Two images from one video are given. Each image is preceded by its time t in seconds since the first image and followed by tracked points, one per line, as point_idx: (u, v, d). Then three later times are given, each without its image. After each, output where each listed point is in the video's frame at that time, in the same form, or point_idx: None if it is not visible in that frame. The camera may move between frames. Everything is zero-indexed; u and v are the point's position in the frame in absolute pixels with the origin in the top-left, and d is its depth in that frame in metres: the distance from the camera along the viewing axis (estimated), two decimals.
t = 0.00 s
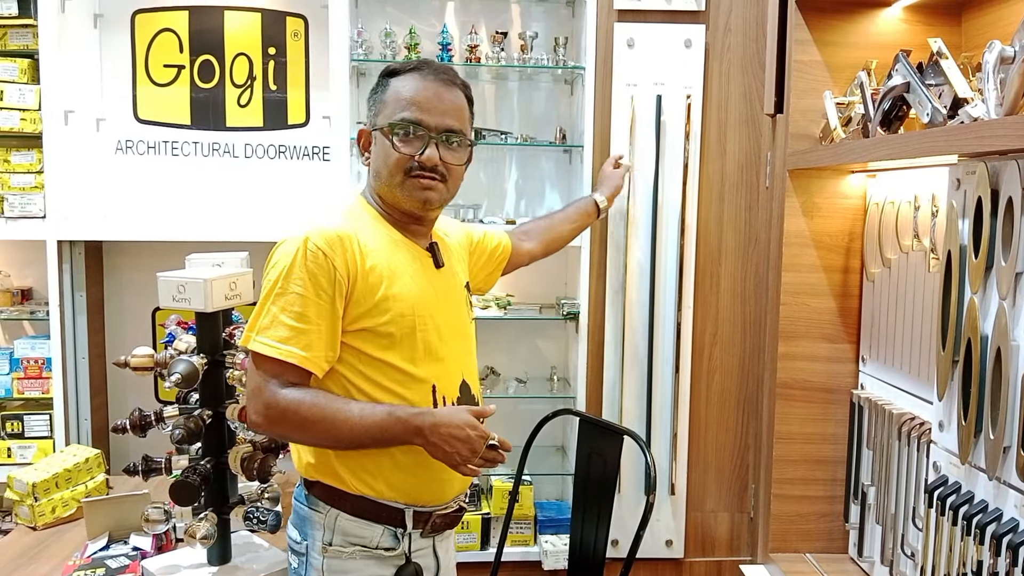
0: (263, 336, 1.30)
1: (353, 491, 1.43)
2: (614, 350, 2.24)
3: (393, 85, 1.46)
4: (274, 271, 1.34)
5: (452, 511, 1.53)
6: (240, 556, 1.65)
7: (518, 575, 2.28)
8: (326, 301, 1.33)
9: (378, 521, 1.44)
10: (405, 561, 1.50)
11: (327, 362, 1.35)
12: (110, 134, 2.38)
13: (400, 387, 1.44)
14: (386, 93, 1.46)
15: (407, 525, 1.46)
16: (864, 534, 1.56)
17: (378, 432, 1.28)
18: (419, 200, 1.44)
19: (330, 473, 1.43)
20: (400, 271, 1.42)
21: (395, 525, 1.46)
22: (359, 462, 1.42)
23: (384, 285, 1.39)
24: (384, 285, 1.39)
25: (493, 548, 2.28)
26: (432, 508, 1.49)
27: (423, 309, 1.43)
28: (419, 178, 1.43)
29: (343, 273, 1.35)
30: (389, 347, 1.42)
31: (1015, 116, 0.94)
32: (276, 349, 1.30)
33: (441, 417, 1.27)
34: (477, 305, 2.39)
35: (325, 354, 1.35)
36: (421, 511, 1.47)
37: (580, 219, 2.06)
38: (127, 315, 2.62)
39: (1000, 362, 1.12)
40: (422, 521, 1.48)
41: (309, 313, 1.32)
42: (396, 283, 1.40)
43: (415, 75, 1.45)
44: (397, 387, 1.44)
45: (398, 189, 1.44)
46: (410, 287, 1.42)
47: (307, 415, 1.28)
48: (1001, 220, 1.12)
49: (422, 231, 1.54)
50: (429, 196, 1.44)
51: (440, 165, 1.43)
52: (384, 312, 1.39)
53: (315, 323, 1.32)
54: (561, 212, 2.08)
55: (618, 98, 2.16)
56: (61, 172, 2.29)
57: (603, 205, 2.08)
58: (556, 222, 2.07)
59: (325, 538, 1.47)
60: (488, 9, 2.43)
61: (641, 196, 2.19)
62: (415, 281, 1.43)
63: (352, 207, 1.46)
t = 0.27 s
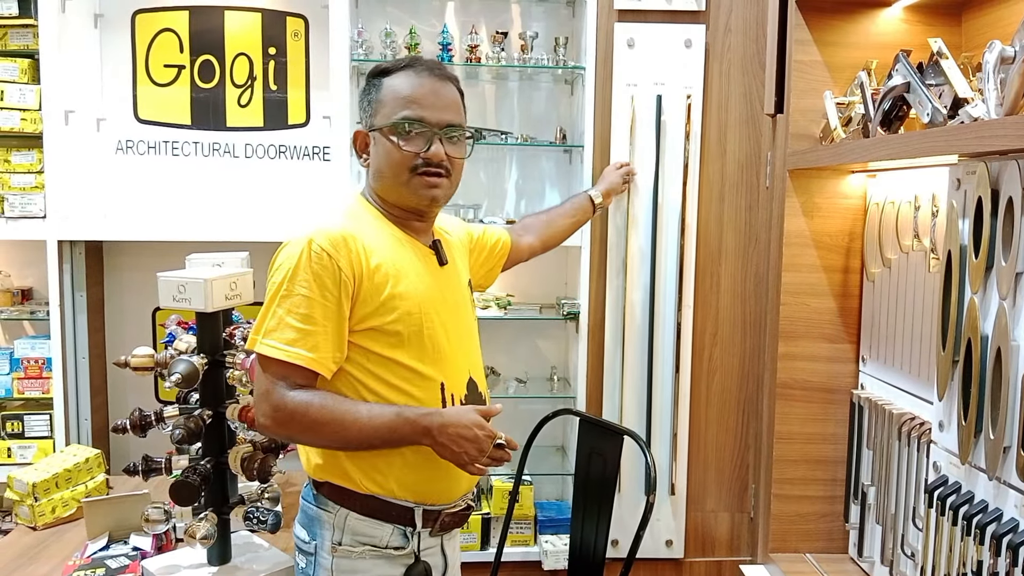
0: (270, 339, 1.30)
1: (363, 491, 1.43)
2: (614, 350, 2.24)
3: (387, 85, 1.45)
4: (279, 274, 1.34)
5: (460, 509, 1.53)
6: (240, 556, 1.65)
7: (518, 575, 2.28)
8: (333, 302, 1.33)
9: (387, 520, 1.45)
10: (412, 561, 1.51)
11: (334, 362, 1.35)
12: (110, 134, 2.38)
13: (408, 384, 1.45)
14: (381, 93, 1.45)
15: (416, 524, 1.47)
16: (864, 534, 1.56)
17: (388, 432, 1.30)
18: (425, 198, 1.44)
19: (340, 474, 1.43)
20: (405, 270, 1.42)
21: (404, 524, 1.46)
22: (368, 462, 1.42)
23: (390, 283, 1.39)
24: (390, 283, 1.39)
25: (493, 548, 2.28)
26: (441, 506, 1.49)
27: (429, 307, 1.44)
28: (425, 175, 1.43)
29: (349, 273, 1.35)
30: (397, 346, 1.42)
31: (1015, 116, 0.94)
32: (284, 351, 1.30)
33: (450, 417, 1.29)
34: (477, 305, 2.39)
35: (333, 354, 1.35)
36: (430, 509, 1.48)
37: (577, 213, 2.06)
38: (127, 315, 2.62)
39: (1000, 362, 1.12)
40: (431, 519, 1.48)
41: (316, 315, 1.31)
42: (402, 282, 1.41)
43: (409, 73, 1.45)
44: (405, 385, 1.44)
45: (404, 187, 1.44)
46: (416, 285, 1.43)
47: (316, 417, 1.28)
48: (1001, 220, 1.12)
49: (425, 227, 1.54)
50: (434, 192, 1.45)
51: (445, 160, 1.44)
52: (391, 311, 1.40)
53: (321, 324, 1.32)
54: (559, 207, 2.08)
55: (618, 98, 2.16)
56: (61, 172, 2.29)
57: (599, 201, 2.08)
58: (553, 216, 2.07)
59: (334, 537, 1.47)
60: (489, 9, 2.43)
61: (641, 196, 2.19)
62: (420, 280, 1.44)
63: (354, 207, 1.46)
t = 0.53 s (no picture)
0: (280, 338, 1.30)
1: (369, 489, 1.43)
2: (614, 350, 2.24)
3: (422, 80, 1.46)
4: (289, 274, 1.34)
5: (463, 507, 1.53)
6: (240, 556, 1.65)
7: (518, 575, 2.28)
8: (342, 302, 1.34)
9: (392, 517, 1.45)
10: (417, 558, 1.50)
11: (343, 362, 1.36)
12: (110, 134, 2.38)
13: (415, 385, 1.45)
14: (414, 87, 1.45)
15: (421, 522, 1.47)
16: (864, 534, 1.56)
17: (398, 431, 1.31)
18: (459, 192, 1.47)
19: (346, 472, 1.43)
20: (413, 271, 1.42)
21: (409, 522, 1.46)
22: (375, 460, 1.42)
23: (398, 284, 1.39)
24: (398, 284, 1.39)
25: (493, 549, 2.28)
26: (445, 504, 1.50)
27: (436, 308, 1.44)
28: (462, 170, 1.46)
29: (358, 274, 1.35)
30: (404, 346, 1.43)
31: (1015, 116, 0.94)
32: (294, 351, 1.30)
33: (460, 415, 1.31)
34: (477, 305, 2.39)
35: (341, 354, 1.35)
36: (434, 507, 1.48)
37: (575, 220, 2.07)
38: (127, 315, 2.62)
39: (999, 362, 1.12)
40: (435, 516, 1.49)
41: (325, 315, 1.32)
42: (410, 282, 1.41)
43: (434, 73, 1.48)
44: (412, 385, 1.45)
45: (440, 180, 1.45)
46: (423, 286, 1.43)
47: (326, 417, 1.29)
48: (1001, 220, 1.12)
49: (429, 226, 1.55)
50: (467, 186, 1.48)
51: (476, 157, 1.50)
52: (399, 311, 1.40)
53: (331, 324, 1.32)
54: (557, 214, 2.09)
55: (618, 98, 2.16)
56: (61, 172, 2.29)
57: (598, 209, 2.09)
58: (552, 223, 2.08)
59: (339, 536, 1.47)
60: (488, 9, 2.43)
61: (641, 197, 2.18)
62: (427, 280, 1.44)
63: (360, 207, 1.46)
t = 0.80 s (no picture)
0: (293, 329, 1.30)
1: (371, 484, 1.43)
2: (616, 351, 2.24)
3: (434, 82, 1.49)
4: (302, 265, 1.33)
5: (463, 505, 1.54)
6: (242, 556, 1.65)
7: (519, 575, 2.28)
8: (354, 296, 1.34)
9: (394, 514, 1.45)
10: (418, 555, 1.51)
11: (353, 355, 1.35)
12: (113, 135, 2.39)
13: (421, 382, 1.45)
14: (427, 89, 1.48)
15: (422, 519, 1.48)
16: (865, 535, 1.56)
17: (406, 427, 1.32)
18: (459, 193, 1.48)
19: (349, 467, 1.43)
20: (423, 269, 1.43)
21: (411, 519, 1.46)
22: (379, 455, 1.42)
23: (408, 281, 1.40)
24: (408, 281, 1.40)
25: (494, 549, 2.28)
26: (445, 502, 1.50)
27: (443, 307, 1.45)
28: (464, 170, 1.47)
29: (370, 269, 1.35)
30: (411, 343, 1.43)
31: (1017, 117, 0.94)
32: (306, 342, 1.29)
33: (467, 414, 1.32)
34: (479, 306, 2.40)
35: (351, 347, 1.35)
36: (435, 504, 1.48)
37: (576, 233, 2.09)
38: (129, 316, 2.62)
39: (1002, 362, 1.12)
40: (436, 513, 1.49)
41: (337, 307, 1.31)
42: (419, 280, 1.41)
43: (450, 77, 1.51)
44: (418, 382, 1.45)
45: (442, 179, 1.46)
46: (431, 284, 1.43)
47: (336, 409, 1.29)
48: (1002, 220, 1.12)
49: (438, 229, 1.56)
50: (468, 187, 1.48)
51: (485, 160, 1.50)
52: (407, 308, 1.40)
53: (343, 317, 1.32)
54: (558, 227, 2.11)
55: (619, 99, 2.16)
56: (64, 173, 2.29)
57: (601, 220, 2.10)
58: (554, 235, 2.10)
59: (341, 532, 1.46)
60: (490, 10, 2.43)
61: (643, 197, 2.19)
62: (435, 279, 1.45)
63: (370, 205, 1.46)
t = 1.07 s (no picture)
0: (304, 330, 1.30)
1: (377, 483, 1.43)
2: (617, 352, 2.24)
3: (389, 88, 1.46)
4: (313, 267, 1.34)
5: (466, 504, 1.54)
6: (243, 556, 1.65)
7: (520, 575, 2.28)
8: (364, 297, 1.34)
9: (398, 512, 1.45)
10: (420, 552, 1.52)
11: (363, 356, 1.36)
12: (113, 135, 2.39)
13: (430, 382, 1.45)
14: (384, 99, 1.47)
15: (425, 517, 1.48)
16: (867, 535, 1.56)
17: (415, 429, 1.31)
18: (451, 183, 1.47)
19: (356, 465, 1.42)
20: (431, 268, 1.42)
21: (414, 517, 1.47)
22: (386, 454, 1.42)
23: (417, 281, 1.40)
24: (417, 281, 1.39)
25: (495, 549, 2.27)
26: (449, 501, 1.50)
27: (451, 307, 1.45)
28: (446, 161, 1.45)
29: (380, 270, 1.35)
30: (421, 343, 1.43)
31: (1018, 117, 0.94)
32: (317, 343, 1.30)
33: (474, 415, 1.31)
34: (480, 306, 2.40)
35: (362, 347, 1.35)
36: (439, 503, 1.48)
37: (579, 238, 2.09)
38: (130, 316, 2.62)
39: (1002, 363, 1.12)
40: (438, 513, 1.49)
41: (348, 308, 1.32)
42: (427, 280, 1.41)
43: (405, 76, 1.47)
44: (427, 382, 1.45)
45: (428, 177, 1.45)
46: (439, 284, 1.43)
47: (347, 410, 1.29)
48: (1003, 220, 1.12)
49: (443, 225, 1.56)
50: (456, 175, 1.47)
51: (461, 143, 1.46)
52: (416, 308, 1.40)
53: (353, 318, 1.32)
54: (560, 232, 2.11)
55: (620, 99, 2.16)
56: (65, 173, 2.29)
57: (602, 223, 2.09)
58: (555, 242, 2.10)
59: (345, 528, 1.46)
60: (490, 10, 2.43)
61: (644, 198, 2.18)
62: (444, 278, 1.45)
63: (378, 205, 1.46)
